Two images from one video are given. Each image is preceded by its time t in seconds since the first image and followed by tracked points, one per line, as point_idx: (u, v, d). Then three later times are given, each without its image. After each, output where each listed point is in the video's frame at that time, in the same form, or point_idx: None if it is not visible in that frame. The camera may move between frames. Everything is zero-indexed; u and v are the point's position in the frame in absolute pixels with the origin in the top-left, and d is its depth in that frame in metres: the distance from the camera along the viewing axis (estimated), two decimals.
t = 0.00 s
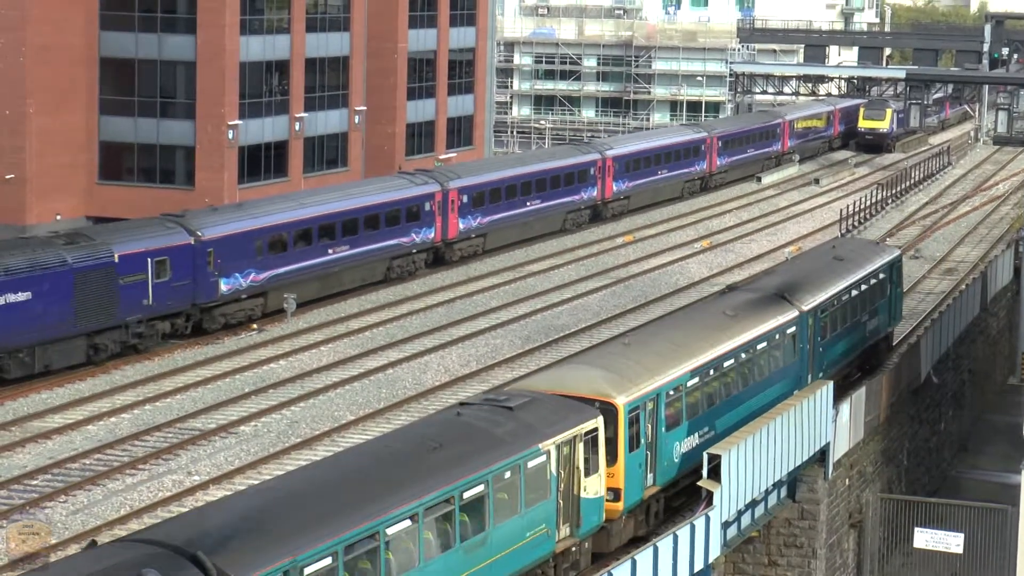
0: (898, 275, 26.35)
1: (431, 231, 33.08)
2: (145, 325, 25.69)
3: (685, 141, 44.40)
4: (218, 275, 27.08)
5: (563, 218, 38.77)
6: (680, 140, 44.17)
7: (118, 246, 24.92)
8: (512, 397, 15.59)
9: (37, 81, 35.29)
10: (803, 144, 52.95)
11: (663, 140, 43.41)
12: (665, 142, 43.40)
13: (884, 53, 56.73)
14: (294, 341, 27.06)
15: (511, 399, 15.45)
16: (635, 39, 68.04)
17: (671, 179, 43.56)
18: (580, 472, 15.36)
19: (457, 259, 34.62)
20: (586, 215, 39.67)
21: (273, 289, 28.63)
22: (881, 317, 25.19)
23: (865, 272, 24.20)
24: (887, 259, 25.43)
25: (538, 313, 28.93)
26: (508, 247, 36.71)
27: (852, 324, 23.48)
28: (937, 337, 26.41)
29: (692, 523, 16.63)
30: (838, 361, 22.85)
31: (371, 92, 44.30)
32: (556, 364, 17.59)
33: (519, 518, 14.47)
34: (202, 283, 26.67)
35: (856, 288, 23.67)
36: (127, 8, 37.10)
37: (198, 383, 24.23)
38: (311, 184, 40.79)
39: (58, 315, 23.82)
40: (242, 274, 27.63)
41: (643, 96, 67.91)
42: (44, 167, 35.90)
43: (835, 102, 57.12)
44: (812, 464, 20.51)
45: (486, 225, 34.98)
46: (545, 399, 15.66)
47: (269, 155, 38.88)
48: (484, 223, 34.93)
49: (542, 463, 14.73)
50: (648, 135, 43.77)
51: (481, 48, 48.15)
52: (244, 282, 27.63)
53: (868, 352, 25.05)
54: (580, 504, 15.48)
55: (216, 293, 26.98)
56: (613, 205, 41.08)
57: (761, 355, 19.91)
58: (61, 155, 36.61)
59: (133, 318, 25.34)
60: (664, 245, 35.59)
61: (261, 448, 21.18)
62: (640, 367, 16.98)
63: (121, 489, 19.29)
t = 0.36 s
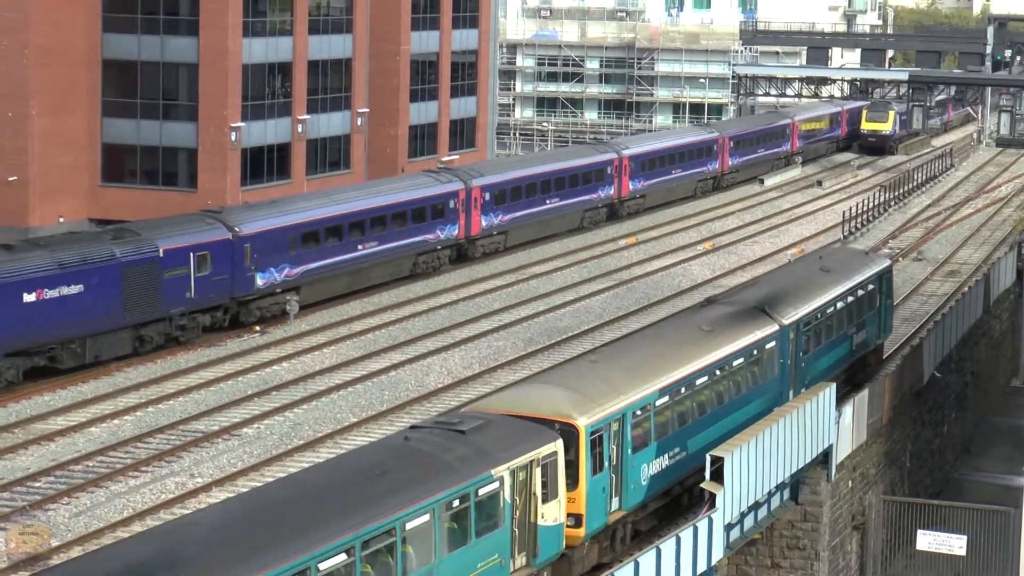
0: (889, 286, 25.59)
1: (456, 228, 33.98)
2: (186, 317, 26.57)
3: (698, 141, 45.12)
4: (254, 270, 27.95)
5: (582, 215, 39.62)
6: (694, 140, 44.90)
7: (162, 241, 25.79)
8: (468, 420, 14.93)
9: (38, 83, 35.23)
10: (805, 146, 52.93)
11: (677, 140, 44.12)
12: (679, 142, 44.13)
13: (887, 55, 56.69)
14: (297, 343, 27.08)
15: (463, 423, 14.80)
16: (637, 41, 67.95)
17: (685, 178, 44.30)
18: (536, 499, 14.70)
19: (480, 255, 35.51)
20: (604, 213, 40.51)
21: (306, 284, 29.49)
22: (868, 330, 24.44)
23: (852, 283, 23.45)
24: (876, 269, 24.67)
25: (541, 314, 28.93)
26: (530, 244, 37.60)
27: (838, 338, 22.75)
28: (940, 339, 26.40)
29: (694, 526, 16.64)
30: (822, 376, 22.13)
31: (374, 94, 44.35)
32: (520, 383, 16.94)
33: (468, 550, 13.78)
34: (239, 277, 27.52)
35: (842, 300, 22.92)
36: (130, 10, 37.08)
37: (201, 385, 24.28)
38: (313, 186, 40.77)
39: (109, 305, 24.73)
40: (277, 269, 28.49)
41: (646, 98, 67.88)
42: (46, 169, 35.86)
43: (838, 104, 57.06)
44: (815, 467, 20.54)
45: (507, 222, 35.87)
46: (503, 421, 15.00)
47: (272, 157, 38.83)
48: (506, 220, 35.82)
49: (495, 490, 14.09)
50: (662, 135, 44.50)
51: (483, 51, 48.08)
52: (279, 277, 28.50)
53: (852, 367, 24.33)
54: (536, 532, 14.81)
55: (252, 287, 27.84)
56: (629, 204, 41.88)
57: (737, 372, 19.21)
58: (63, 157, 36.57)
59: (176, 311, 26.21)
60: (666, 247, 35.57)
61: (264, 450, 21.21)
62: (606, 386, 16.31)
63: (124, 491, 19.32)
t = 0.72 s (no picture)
0: (876, 297, 24.68)
1: (477, 225, 34.82)
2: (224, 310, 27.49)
3: (710, 140, 45.78)
4: (286, 265, 28.84)
5: (598, 213, 40.40)
6: (705, 139, 45.52)
7: (201, 237, 26.73)
8: (416, 443, 14.10)
9: (38, 86, 35.11)
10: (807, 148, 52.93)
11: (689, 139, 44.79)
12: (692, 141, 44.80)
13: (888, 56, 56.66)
14: (298, 345, 27.07)
15: (408, 447, 13.82)
16: (638, 43, 68.01)
17: (697, 177, 44.95)
18: (487, 528, 13.72)
19: (501, 251, 36.37)
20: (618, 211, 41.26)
21: (336, 278, 30.39)
22: (854, 344, 23.53)
23: (837, 295, 22.55)
24: (862, 280, 23.75)
25: (542, 317, 28.90)
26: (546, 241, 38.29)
27: (821, 352, 21.88)
28: (941, 340, 26.39)
29: (695, 528, 16.64)
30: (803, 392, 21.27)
31: (375, 97, 44.37)
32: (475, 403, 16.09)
33: None
34: (272, 272, 28.41)
35: (826, 313, 22.04)
36: (131, 12, 36.93)
37: (202, 388, 24.30)
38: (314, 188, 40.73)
39: (151, 298, 25.63)
40: (308, 265, 29.35)
41: (647, 99, 67.89)
42: (46, 172, 35.78)
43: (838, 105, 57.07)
44: (816, 468, 20.58)
45: (526, 220, 36.66)
46: (452, 445, 14.13)
47: (273, 160, 38.76)
48: (524, 218, 36.62)
49: (442, 519, 13.12)
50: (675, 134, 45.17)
51: (484, 53, 48.00)
52: (310, 272, 29.37)
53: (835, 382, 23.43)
54: (487, 562, 13.83)
55: (285, 281, 28.73)
56: (643, 202, 42.59)
57: (710, 389, 18.36)
58: (65, 160, 36.47)
59: (215, 304, 27.13)
60: (667, 249, 35.55)
61: (265, 452, 21.22)
62: (565, 406, 15.48)
63: (125, 493, 19.31)
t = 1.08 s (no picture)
0: (860, 310, 23.78)
1: (495, 223, 35.64)
2: (256, 304, 28.23)
3: (718, 141, 46.46)
4: (313, 260, 29.59)
5: (610, 212, 41.17)
6: (714, 140, 46.23)
7: (236, 232, 27.49)
8: (355, 470, 13.43)
9: (38, 88, 34.91)
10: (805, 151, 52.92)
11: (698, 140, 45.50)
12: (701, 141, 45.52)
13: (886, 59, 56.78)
14: (296, 348, 27.08)
15: (341, 475, 13.09)
16: (636, 46, 68.16)
17: (706, 177, 45.65)
18: (427, 560, 13.04)
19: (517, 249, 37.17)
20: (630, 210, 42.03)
21: (360, 274, 31.19)
22: (835, 359, 22.67)
23: (816, 308, 21.73)
24: (844, 292, 22.89)
25: (540, 319, 28.92)
26: (560, 240, 39.02)
27: (799, 368, 21.10)
28: (940, 343, 26.43)
29: (694, 531, 16.68)
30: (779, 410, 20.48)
31: (374, 100, 44.32)
32: (425, 427, 15.38)
33: None
34: (300, 267, 29.15)
35: (803, 327, 21.23)
36: (130, 14, 36.93)
37: (200, 390, 24.34)
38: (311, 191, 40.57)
39: (190, 292, 26.36)
40: (334, 260, 30.11)
41: (646, 102, 67.81)
42: (46, 175, 35.48)
43: (835, 107, 57.10)
44: (814, 471, 20.64)
45: (542, 218, 37.49)
46: (388, 473, 13.41)
47: (271, 162, 38.67)
48: (540, 216, 37.44)
49: (376, 551, 12.41)
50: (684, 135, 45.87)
51: (483, 56, 47.92)
52: (336, 267, 30.15)
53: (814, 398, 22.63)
54: None
55: (312, 276, 29.52)
56: (654, 201, 43.31)
57: (674, 410, 17.61)
58: (64, 163, 36.30)
59: (248, 298, 27.88)
60: (665, 251, 35.57)
61: (263, 455, 21.25)
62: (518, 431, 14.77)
63: (123, 496, 19.34)
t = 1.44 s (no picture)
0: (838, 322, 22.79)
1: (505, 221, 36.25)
2: (279, 298, 28.98)
3: (721, 142, 46.92)
4: (332, 256, 30.23)
5: (616, 211, 41.72)
6: (716, 141, 46.69)
7: (261, 228, 28.23)
8: (275, 498, 12.61)
9: (31, 89, 34.79)
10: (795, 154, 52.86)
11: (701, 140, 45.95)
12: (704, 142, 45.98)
13: (877, 62, 56.78)
14: (288, 350, 27.05)
15: (260, 505, 12.26)
16: (628, 48, 66.53)
17: (708, 177, 46.12)
18: None
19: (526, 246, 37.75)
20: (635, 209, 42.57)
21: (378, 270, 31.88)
22: (809, 374, 21.69)
23: (788, 322, 20.76)
24: (821, 304, 21.88)
25: (531, 321, 28.90)
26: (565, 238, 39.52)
27: (770, 384, 20.16)
28: (931, 346, 26.46)
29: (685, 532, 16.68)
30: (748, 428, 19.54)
31: (366, 102, 43.80)
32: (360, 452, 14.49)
33: None
34: (320, 263, 29.83)
35: (775, 341, 20.27)
36: (122, 15, 36.39)
37: (191, 392, 24.34)
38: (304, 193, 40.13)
39: (218, 286, 27.11)
40: (352, 255, 30.78)
41: (638, 105, 66.36)
42: (39, 177, 35.36)
43: (826, 110, 57.05)
44: (806, 473, 20.65)
45: (550, 216, 38.09)
46: (311, 504, 12.55)
47: (263, 164, 38.27)
48: (549, 214, 38.04)
49: None
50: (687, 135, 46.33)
51: (475, 58, 47.71)
52: (354, 262, 30.80)
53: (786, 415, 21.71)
54: None
55: (332, 272, 30.21)
56: (657, 201, 43.81)
57: (630, 431, 16.72)
58: (55, 164, 35.89)
59: (271, 292, 28.64)
60: (657, 254, 35.55)
61: (255, 457, 21.26)
62: (460, 456, 13.97)
63: (115, 498, 19.36)
